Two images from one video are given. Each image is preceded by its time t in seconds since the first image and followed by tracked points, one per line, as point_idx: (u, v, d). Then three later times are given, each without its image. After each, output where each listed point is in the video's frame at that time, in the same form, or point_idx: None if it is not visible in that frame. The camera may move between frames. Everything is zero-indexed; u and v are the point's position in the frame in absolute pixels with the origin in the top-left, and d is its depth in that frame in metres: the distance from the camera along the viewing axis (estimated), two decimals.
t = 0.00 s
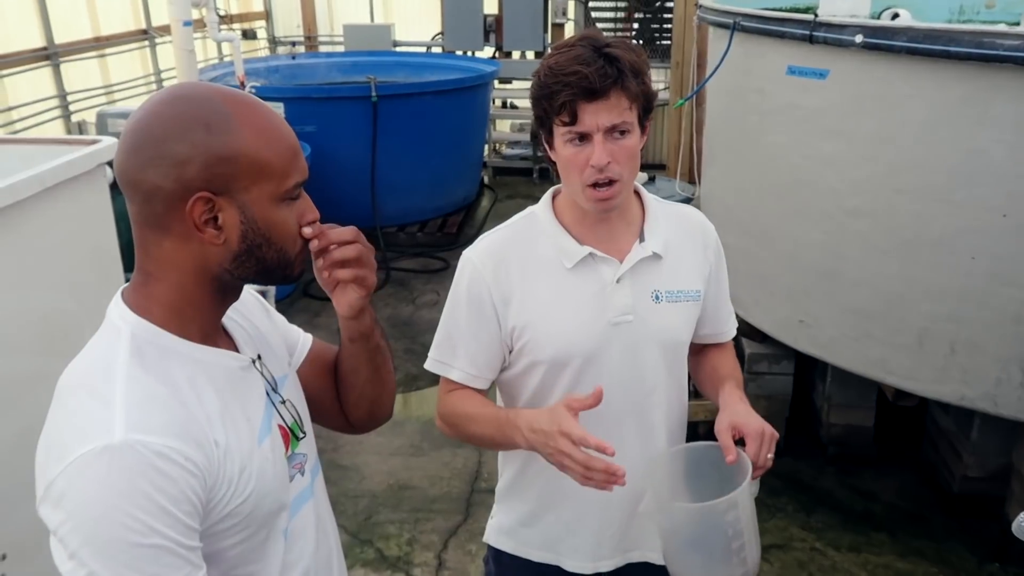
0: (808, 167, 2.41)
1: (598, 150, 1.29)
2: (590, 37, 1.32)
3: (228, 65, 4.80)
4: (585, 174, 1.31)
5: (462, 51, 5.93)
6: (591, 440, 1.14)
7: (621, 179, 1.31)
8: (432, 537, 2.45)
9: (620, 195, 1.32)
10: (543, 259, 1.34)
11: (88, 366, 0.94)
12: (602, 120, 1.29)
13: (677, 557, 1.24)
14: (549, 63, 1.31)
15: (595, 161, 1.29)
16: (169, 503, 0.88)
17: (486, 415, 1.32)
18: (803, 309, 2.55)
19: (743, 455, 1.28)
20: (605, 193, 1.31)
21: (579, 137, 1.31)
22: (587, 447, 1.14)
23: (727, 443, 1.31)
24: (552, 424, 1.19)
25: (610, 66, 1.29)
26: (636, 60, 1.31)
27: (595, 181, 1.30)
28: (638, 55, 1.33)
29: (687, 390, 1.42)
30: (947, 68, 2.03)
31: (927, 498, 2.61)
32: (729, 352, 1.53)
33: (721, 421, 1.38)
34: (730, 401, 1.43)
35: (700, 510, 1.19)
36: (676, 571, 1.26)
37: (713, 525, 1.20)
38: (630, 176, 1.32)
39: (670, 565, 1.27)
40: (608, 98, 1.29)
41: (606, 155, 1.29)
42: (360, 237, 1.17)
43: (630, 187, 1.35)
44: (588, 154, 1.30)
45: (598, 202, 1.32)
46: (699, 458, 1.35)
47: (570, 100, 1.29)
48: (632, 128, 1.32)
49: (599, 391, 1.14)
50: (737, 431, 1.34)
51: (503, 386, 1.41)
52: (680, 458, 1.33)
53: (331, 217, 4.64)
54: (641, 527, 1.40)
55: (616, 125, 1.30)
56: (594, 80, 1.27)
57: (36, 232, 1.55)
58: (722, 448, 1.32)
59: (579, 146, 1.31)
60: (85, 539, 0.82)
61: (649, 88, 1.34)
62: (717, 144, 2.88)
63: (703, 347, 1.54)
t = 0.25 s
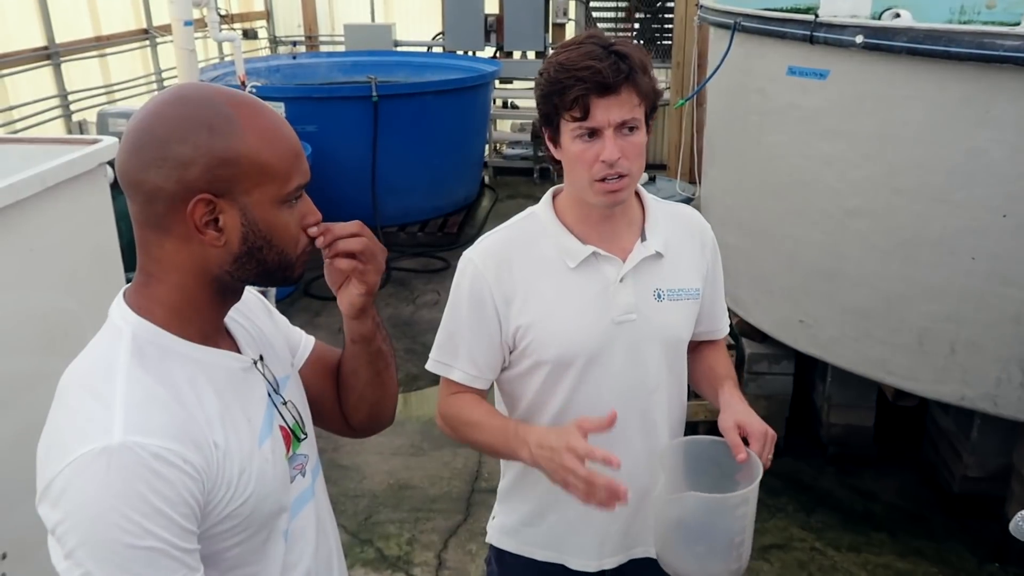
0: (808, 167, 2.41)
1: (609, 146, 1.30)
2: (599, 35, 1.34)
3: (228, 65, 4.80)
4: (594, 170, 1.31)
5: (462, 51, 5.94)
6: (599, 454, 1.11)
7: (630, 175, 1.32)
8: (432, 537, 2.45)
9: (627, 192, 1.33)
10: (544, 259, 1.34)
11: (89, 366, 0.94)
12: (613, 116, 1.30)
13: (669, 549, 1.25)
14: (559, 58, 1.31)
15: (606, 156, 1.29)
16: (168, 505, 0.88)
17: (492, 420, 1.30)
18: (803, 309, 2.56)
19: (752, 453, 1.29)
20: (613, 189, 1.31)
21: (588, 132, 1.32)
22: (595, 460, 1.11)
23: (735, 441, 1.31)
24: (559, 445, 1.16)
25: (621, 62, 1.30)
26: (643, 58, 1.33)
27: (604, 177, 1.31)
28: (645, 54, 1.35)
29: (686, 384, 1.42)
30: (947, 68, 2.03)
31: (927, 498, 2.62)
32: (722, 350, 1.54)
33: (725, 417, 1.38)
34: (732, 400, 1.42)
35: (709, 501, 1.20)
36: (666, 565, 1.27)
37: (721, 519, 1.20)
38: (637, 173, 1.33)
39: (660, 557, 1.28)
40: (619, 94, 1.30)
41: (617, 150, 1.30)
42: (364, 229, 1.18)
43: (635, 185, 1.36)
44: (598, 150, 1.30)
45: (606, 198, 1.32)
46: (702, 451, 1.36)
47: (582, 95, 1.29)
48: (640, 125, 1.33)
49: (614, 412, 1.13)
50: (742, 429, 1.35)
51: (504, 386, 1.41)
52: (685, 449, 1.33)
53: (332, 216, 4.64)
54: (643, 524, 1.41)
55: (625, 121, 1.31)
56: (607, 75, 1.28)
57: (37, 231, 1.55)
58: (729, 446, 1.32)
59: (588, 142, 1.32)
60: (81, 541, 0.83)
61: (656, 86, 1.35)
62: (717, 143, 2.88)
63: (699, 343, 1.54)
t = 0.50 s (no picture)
0: (813, 168, 2.41)
1: (628, 139, 1.30)
2: (613, 32, 1.35)
3: (232, 65, 4.81)
4: (612, 163, 1.31)
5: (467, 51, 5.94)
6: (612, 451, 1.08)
7: (645, 169, 1.32)
8: (436, 538, 2.45)
9: (641, 187, 1.33)
10: (553, 259, 1.33)
11: (99, 365, 0.94)
12: (632, 109, 1.31)
13: (730, 529, 1.36)
14: (578, 51, 1.32)
15: (624, 149, 1.30)
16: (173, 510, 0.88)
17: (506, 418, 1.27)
18: (808, 310, 2.55)
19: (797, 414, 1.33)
20: (630, 181, 1.31)
21: (606, 125, 1.32)
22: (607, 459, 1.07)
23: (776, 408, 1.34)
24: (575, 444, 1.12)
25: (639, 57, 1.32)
26: (658, 57, 1.35)
27: (621, 169, 1.31)
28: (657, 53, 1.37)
29: (692, 381, 1.42)
30: (952, 68, 2.03)
31: (932, 499, 2.61)
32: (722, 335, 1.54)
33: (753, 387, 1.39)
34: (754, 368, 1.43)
35: (761, 464, 1.31)
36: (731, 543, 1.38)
37: (776, 481, 1.33)
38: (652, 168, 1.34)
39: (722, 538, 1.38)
40: (637, 87, 1.31)
41: (636, 143, 1.30)
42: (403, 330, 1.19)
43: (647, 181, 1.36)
44: (616, 143, 1.31)
45: (623, 191, 1.32)
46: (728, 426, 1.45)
47: (604, 86, 1.29)
48: (654, 120, 1.34)
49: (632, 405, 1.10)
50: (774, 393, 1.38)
51: (512, 387, 1.40)
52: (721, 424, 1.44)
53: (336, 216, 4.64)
54: (652, 523, 1.41)
55: (643, 115, 1.32)
56: (630, 68, 1.29)
57: (42, 231, 1.55)
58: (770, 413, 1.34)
59: (606, 135, 1.32)
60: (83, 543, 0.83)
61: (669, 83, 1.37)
62: (721, 144, 2.88)
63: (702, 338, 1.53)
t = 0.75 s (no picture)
0: (816, 169, 2.41)
1: (639, 139, 1.30)
2: (624, 33, 1.34)
3: (236, 66, 4.82)
4: (624, 164, 1.30)
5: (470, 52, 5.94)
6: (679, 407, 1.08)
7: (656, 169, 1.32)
8: (438, 538, 2.45)
9: (651, 188, 1.33)
10: (564, 261, 1.33)
11: (119, 363, 0.94)
12: (644, 110, 1.30)
13: (772, 526, 1.42)
14: (592, 51, 1.31)
15: (636, 149, 1.29)
16: (181, 510, 0.88)
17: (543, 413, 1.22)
18: (811, 311, 2.55)
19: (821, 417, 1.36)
20: (642, 182, 1.31)
21: (618, 125, 1.31)
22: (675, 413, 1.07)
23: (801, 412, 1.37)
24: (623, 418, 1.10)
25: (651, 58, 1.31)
26: (667, 57, 1.35)
27: (632, 169, 1.30)
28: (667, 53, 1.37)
29: (697, 377, 1.43)
30: (955, 69, 2.02)
31: (935, 500, 2.60)
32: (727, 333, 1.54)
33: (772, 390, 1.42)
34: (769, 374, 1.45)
35: (817, 460, 1.34)
36: (772, 543, 1.43)
37: (826, 480, 1.36)
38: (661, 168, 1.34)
39: (762, 535, 1.44)
40: (650, 89, 1.31)
41: (647, 143, 1.30)
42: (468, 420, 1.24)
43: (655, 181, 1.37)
44: (629, 142, 1.30)
45: (633, 192, 1.32)
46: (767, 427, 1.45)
47: (618, 87, 1.29)
48: (664, 121, 1.34)
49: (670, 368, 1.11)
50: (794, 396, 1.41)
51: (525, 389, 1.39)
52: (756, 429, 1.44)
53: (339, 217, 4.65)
54: (660, 520, 1.42)
55: (654, 116, 1.32)
56: (644, 69, 1.29)
57: (47, 232, 1.56)
58: (798, 416, 1.37)
59: (618, 136, 1.31)
60: (88, 537, 0.83)
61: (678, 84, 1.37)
62: (724, 144, 2.88)
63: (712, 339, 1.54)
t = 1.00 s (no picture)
0: (817, 169, 2.41)
1: (661, 139, 1.30)
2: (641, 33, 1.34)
3: (238, 66, 4.82)
4: (645, 164, 1.30)
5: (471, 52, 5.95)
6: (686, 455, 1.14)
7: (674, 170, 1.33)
8: (439, 538, 2.45)
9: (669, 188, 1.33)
10: (578, 261, 1.33)
11: (143, 358, 0.94)
12: (665, 110, 1.30)
13: (717, 536, 1.33)
14: (613, 51, 1.29)
15: (657, 150, 1.29)
16: (207, 507, 0.87)
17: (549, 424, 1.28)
18: (812, 311, 2.55)
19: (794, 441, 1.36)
20: (660, 182, 1.32)
21: (639, 125, 1.30)
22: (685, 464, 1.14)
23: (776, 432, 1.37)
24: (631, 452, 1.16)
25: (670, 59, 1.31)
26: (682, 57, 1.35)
27: (651, 169, 1.30)
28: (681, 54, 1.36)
29: (704, 374, 1.44)
30: (957, 69, 2.02)
31: (936, 501, 2.60)
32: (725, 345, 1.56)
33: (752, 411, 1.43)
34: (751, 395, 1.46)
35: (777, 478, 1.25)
36: (717, 552, 1.34)
37: (783, 502, 1.26)
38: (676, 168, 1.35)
39: (705, 544, 1.35)
40: (670, 89, 1.30)
41: (668, 144, 1.30)
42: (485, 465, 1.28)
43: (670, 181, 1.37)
44: (650, 143, 1.30)
45: (653, 190, 1.32)
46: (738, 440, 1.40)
47: (643, 87, 1.28)
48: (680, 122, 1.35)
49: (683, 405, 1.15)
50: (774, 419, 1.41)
51: (532, 390, 1.39)
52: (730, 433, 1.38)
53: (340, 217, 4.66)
54: (672, 520, 1.42)
55: (673, 116, 1.32)
56: (666, 70, 1.29)
57: (48, 232, 1.56)
58: (771, 436, 1.37)
59: (639, 136, 1.30)
60: (119, 530, 0.83)
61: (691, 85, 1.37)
62: (725, 144, 2.88)
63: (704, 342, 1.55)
